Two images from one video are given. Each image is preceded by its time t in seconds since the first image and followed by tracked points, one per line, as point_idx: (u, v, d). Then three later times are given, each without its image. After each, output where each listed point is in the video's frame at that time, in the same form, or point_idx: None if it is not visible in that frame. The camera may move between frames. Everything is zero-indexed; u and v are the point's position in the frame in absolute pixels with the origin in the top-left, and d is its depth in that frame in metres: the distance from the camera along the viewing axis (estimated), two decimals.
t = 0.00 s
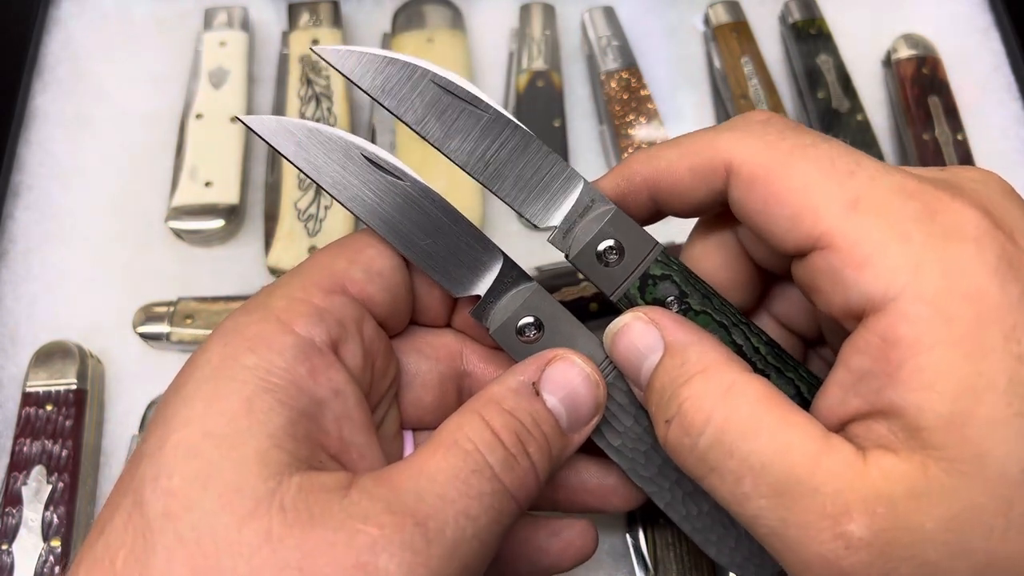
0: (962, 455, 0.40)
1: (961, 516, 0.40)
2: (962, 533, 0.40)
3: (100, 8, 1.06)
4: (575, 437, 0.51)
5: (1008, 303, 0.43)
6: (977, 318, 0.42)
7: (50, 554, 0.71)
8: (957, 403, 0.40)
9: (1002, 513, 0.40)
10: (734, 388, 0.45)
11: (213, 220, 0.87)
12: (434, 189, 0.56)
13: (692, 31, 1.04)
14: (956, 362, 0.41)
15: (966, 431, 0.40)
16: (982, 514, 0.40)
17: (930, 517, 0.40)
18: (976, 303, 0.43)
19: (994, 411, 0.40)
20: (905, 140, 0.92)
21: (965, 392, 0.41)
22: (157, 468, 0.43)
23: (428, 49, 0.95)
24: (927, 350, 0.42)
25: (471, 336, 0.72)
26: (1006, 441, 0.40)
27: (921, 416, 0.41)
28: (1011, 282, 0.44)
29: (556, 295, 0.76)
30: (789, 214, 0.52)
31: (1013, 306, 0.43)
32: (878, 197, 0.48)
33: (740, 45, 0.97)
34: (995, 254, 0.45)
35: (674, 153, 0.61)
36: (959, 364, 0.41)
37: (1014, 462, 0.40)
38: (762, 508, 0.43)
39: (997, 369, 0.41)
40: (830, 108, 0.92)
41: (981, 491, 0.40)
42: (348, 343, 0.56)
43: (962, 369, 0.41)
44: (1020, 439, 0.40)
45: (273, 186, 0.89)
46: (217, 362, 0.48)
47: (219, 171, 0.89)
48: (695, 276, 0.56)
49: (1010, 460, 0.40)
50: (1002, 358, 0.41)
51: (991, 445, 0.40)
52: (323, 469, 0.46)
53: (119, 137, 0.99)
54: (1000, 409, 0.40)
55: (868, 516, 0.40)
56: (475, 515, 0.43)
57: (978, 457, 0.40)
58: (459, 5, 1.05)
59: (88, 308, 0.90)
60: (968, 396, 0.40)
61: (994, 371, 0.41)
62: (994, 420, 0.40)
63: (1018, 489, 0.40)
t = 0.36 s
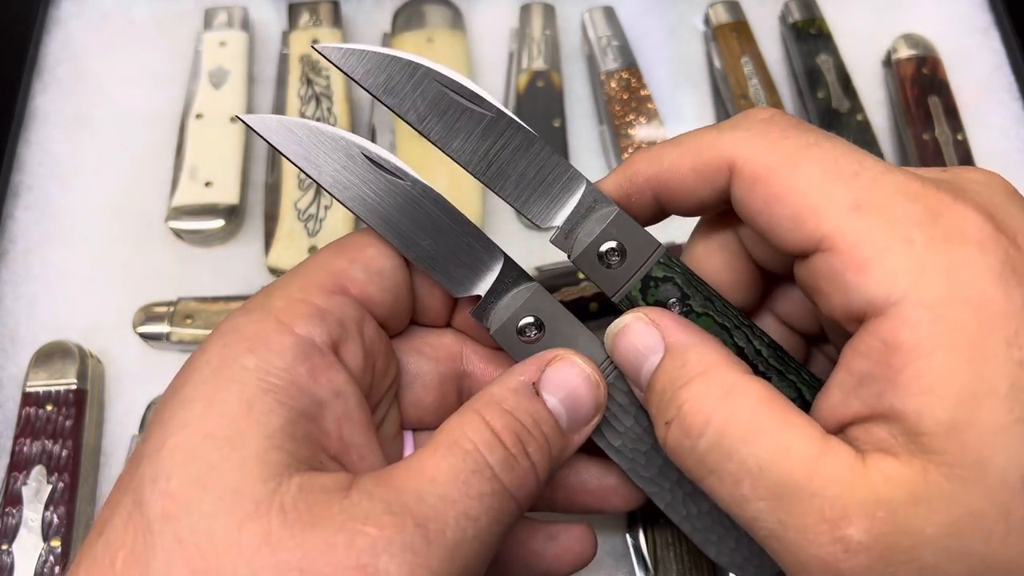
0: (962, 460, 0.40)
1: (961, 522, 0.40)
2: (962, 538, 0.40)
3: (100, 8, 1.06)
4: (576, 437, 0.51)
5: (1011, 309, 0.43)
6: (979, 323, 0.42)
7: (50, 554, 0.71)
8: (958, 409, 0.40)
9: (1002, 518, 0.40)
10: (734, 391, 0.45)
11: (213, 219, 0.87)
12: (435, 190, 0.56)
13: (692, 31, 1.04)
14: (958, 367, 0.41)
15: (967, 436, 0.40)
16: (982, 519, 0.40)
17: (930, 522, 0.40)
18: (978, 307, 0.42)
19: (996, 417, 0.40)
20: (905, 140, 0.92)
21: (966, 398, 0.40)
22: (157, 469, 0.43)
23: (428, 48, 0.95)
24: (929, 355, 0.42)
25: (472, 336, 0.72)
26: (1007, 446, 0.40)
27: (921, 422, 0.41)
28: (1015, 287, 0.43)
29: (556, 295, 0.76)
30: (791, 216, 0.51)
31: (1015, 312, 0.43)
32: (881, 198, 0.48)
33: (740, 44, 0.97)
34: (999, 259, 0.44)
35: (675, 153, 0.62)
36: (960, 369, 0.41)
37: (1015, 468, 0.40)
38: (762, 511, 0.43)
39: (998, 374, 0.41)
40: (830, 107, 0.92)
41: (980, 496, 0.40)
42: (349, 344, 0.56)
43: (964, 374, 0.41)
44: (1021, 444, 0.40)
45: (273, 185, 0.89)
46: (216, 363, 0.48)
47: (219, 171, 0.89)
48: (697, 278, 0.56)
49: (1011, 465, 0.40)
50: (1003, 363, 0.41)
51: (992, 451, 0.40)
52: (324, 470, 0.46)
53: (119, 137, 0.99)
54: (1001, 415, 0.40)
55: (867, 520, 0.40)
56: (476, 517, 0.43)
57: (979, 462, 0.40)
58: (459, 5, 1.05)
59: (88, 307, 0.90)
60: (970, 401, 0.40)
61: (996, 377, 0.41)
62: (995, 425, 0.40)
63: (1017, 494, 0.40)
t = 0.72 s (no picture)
0: (961, 468, 0.40)
1: (960, 530, 0.40)
2: (961, 546, 0.40)
3: (100, 8, 1.06)
4: (575, 441, 0.51)
5: (1011, 317, 0.42)
6: (978, 331, 0.42)
7: (50, 554, 0.71)
8: (958, 417, 0.40)
9: (1001, 526, 0.40)
10: (733, 398, 0.45)
11: (213, 220, 0.87)
12: (435, 193, 0.56)
13: (692, 31, 1.04)
14: (958, 376, 0.41)
15: (966, 444, 0.40)
16: (981, 527, 0.40)
17: (929, 530, 0.40)
18: (978, 315, 0.42)
19: (995, 425, 0.40)
20: (905, 139, 0.92)
21: (965, 406, 0.40)
22: (158, 474, 0.43)
23: (428, 49, 0.95)
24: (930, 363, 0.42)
25: (472, 338, 0.72)
26: (1007, 454, 0.40)
27: (920, 429, 0.41)
28: (1015, 295, 0.43)
29: (556, 295, 0.76)
30: (792, 221, 0.51)
31: (1015, 319, 0.42)
32: (882, 204, 0.48)
33: (740, 44, 0.97)
34: (999, 266, 0.44)
35: (674, 157, 0.61)
36: (960, 377, 0.41)
37: (1014, 476, 0.40)
38: (761, 517, 0.43)
39: (998, 382, 0.41)
40: (830, 107, 0.92)
41: (979, 504, 0.40)
42: (351, 348, 0.56)
43: (964, 382, 0.41)
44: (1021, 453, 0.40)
45: (273, 185, 0.89)
46: (218, 367, 0.48)
47: (220, 171, 0.89)
48: (698, 283, 0.56)
49: (1010, 473, 0.40)
50: (1003, 371, 0.41)
51: (991, 459, 0.40)
52: (326, 474, 0.46)
53: (119, 137, 0.99)
54: (1001, 424, 0.40)
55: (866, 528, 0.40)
56: (477, 521, 0.43)
57: (977, 471, 0.40)
58: (459, 5, 1.05)
59: (88, 307, 0.90)
60: (969, 409, 0.40)
61: (995, 385, 0.41)
62: (995, 433, 0.40)
63: (1017, 503, 0.40)
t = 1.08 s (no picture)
0: (961, 475, 0.40)
1: (959, 537, 0.40)
2: (959, 553, 0.40)
3: (100, 8, 1.06)
4: (575, 445, 0.51)
5: (1015, 324, 0.42)
6: (981, 338, 0.42)
7: (50, 553, 0.71)
8: (959, 424, 0.40)
9: (1001, 533, 0.40)
10: (733, 403, 0.45)
11: (213, 220, 0.87)
12: (434, 195, 0.55)
13: (692, 31, 1.04)
14: (958, 382, 0.41)
15: (967, 452, 0.40)
16: (981, 533, 0.40)
17: (929, 535, 0.40)
18: (981, 323, 0.42)
19: (996, 433, 0.40)
20: (905, 140, 0.92)
21: (967, 415, 0.40)
22: (160, 481, 0.43)
23: (428, 49, 0.95)
24: (932, 370, 0.41)
25: (473, 338, 0.72)
26: (1008, 461, 0.40)
27: (921, 436, 0.41)
28: (1018, 301, 0.43)
29: (556, 295, 0.77)
30: (793, 225, 0.51)
31: (1018, 326, 0.42)
32: (883, 208, 0.47)
33: (741, 44, 0.97)
34: (1003, 272, 0.44)
35: (674, 160, 0.61)
36: (961, 385, 0.41)
37: (1013, 484, 0.40)
38: (761, 522, 0.43)
39: (999, 390, 0.41)
40: (830, 107, 0.92)
41: (979, 512, 0.40)
42: (352, 352, 0.56)
43: (965, 390, 0.41)
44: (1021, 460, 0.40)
45: (274, 185, 0.89)
46: (220, 371, 0.48)
47: (220, 171, 0.89)
48: (699, 286, 0.56)
49: (1010, 480, 0.40)
50: (1004, 379, 0.41)
51: (991, 466, 0.40)
52: (328, 480, 0.45)
53: (119, 136, 0.99)
54: (1002, 431, 0.40)
55: (866, 534, 0.40)
56: (480, 527, 0.43)
57: (977, 478, 0.40)
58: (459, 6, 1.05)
59: (88, 307, 0.90)
60: (970, 417, 0.40)
61: (996, 392, 0.41)
62: (996, 439, 0.40)
63: (1017, 509, 0.40)
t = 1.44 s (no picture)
0: (965, 485, 0.40)
1: (961, 546, 0.40)
2: (961, 561, 0.40)
3: (100, 8, 1.07)
4: (579, 450, 0.51)
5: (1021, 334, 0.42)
6: (987, 349, 0.41)
7: (50, 553, 0.71)
8: (964, 434, 0.40)
9: (1003, 540, 0.40)
10: (736, 410, 0.45)
11: (213, 220, 0.87)
12: (437, 199, 0.55)
13: (692, 31, 1.04)
14: (963, 393, 0.41)
15: (972, 463, 0.40)
16: (983, 541, 0.40)
17: (931, 545, 0.40)
18: (988, 333, 0.42)
19: (1000, 444, 0.40)
20: (905, 139, 0.92)
21: (972, 426, 0.40)
22: (163, 493, 0.42)
23: (428, 49, 0.95)
24: (937, 381, 0.41)
25: (474, 340, 0.72)
26: (1012, 471, 0.40)
27: (924, 446, 0.41)
28: None
29: (557, 295, 0.77)
30: (798, 232, 0.51)
31: None
32: (891, 215, 0.47)
33: (741, 45, 0.97)
34: (1011, 281, 0.44)
35: (680, 163, 0.61)
36: (967, 396, 0.41)
37: (1017, 493, 0.40)
38: (764, 530, 0.43)
39: (1004, 401, 0.40)
40: (830, 107, 0.92)
41: (982, 521, 0.40)
42: (358, 360, 0.56)
43: (971, 401, 0.40)
44: None
45: (274, 184, 0.89)
46: (224, 383, 0.47)
47: (220, 172, 0.89)
48: (703, 290, 0.56)
49: (1014, 490, 0.40)
50: (1009, 390, 0.41)
51: (995, 476, 0.40)
52: (335, 493, 0.45)
53: (118, 136, 0.99)
54: (1006, 443, 0.40)
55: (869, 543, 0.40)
56: (487, 538, 0.43)
57: (981, 487, 0.40)
58: (458, 6, 1.05)
59: (88, 307, 0.90)
60: (974, 427, 0.40)
61: (1001, 403, 0.40)
62: (1000, 449, 0.40)
63: (1019, 520, 0.40)
